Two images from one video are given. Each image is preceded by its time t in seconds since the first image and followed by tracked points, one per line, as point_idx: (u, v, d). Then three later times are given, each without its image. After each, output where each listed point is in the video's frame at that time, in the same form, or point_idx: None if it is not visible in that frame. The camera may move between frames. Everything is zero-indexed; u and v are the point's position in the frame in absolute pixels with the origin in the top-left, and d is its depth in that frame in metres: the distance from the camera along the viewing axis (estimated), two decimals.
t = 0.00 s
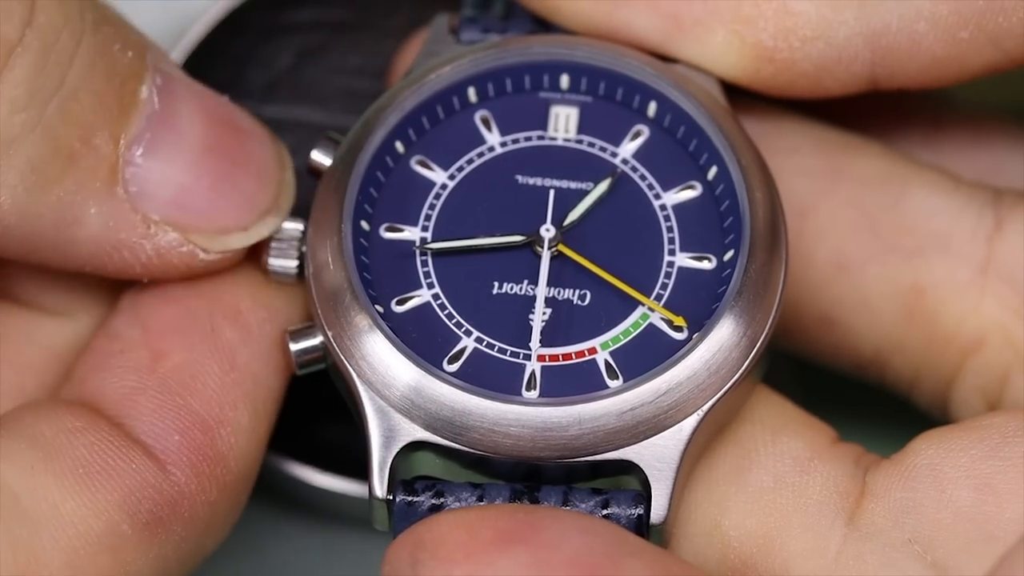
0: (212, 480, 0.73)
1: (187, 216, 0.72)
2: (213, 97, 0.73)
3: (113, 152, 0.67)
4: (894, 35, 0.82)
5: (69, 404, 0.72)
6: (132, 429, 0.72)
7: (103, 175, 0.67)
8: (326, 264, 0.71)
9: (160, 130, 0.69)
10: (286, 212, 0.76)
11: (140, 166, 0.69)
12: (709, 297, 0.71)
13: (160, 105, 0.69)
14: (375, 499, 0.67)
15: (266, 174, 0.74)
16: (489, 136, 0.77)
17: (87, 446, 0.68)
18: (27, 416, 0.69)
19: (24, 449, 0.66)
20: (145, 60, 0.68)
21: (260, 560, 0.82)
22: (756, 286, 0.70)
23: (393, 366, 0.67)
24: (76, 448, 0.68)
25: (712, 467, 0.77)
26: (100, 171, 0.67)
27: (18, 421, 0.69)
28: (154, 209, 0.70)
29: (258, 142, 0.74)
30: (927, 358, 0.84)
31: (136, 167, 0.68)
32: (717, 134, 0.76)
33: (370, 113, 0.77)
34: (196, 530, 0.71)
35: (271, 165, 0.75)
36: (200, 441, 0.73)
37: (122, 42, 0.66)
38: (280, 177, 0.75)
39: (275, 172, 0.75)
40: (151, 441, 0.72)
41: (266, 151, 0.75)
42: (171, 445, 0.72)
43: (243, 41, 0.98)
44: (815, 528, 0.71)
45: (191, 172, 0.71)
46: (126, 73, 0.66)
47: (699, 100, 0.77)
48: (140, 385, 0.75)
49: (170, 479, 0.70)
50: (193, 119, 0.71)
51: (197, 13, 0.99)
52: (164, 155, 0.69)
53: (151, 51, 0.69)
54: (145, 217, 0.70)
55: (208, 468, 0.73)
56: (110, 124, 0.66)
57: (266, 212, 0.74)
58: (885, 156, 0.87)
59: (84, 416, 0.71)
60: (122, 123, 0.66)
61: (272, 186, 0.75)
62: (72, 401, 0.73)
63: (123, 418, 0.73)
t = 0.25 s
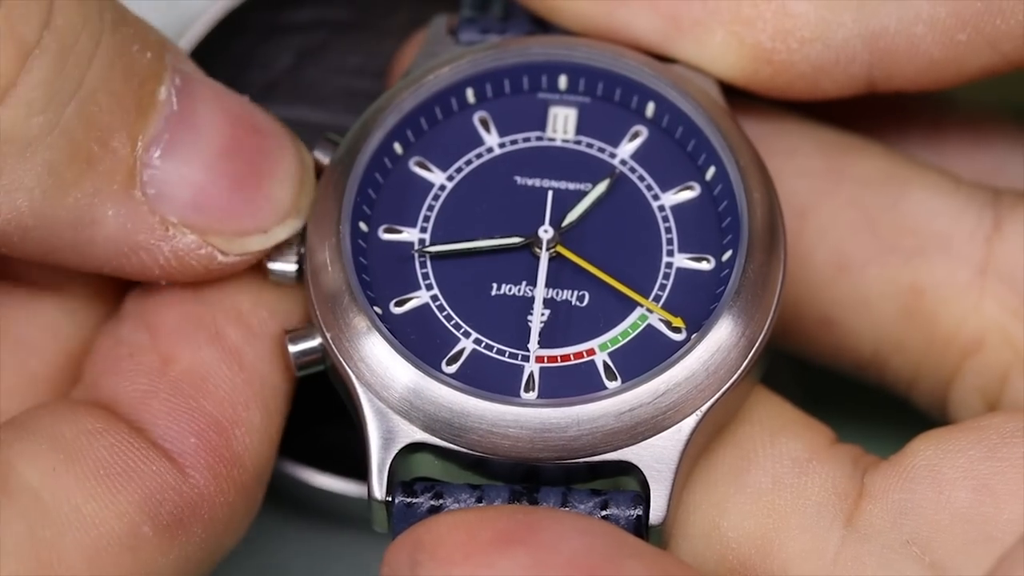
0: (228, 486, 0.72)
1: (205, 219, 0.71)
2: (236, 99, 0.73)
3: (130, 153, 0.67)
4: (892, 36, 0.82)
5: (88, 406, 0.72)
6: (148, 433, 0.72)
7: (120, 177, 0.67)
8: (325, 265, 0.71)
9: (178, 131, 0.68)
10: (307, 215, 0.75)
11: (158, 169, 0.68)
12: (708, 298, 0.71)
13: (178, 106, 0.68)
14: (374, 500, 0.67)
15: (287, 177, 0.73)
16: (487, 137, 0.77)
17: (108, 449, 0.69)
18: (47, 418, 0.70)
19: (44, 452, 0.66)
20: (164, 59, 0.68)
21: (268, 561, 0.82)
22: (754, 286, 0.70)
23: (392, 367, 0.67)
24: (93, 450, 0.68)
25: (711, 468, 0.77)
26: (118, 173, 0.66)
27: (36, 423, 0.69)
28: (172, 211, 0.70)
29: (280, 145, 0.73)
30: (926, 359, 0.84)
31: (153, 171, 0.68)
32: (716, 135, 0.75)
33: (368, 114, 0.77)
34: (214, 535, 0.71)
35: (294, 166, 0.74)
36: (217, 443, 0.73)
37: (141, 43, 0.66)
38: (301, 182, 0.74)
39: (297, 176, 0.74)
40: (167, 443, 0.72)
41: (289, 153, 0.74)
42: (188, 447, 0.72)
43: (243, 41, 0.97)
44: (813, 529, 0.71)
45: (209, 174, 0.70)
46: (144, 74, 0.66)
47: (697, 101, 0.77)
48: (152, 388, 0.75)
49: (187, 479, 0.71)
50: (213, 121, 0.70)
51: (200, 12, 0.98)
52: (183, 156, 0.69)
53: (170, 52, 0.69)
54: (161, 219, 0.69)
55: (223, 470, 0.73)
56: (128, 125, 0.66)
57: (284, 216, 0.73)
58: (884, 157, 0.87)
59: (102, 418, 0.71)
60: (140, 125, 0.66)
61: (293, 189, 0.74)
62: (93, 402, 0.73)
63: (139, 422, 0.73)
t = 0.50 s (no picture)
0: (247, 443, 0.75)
1: (201, 222, 0.69)
2: (237, 101, 0.70)
3: (128, 155, 0.65)
4: (894, 37, 0.82)
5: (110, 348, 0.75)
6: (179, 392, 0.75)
7: (116, 178, 0.65)
8: (326, 266, 0.71)
9: (178, 134, 0.66)
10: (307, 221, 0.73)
11: (156, 170, 0.66)
12: (709, 298, 0.71)
13: (179, 109, 0.66)
14: (376, 500, 0.67)
15: (287, 179, 0.72)
16: (488, 138, 0.78)
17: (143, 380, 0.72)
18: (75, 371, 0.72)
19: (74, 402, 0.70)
20: (168, 62, 0.65)
21: (258, 560, 0.82)
22: (755, 287, 0.70)
23: (393, 368, 0.67)
24: (108, 410, 0.70)
25: (712, 468, 0.77)
26: (115, 175, 0.65)
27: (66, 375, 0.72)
28: (167, 214, 0.68)
29: (280, 146, 0.71)
30: (926, 359, 0.84)
31: (151, 172, 0.66)
32: (717, 136, 0.76)
33: (369, 115, 0.77)
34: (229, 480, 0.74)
35: (295, 169, 0.72)
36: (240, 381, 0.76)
37: (145, 43, 0.64)
38: (301, 187, 0.73)
39: (297, 178, 0.72)
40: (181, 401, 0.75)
41: (290, 159, 0.72)
42: (203, 402, 0.75)
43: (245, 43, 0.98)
44: (814, 529, 0.71)
45: (209, 177, 0.68)
46: (146, 76, 0.64)
47: (698, 102, 0.77)
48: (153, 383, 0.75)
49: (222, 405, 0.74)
50: (213, 126, 0.68)
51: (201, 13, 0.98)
52: (181, 161, 0.67)
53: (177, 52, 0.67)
54: (156, 221, 0.68)
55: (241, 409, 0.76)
56: (126, 128, 0.64)
57: (281, 225, 0.72)
58: (885, 157, 0.87)
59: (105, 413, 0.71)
60: (140, 127, 0.64)
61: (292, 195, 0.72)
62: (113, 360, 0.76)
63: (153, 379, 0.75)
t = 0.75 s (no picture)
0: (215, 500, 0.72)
1: (199, 201, 0.72)
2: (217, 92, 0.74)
3: (124, 137, 0.67)
4: (894, 37, 0.82)
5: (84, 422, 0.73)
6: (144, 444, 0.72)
7: (116, 160, 0.67)
8: (327, 265, 0.71)
9: (169, 119, 0.69)
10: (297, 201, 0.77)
11: (151, 152, 0.69)
12: (709, 297, 0.71)
13: (166, 94, 0.69)
14: (377, 499, 0.67)
15: (273, 159, 0.76)
16: (489, 137, 0.77)
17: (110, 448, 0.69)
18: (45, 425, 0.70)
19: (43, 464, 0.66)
20: (151, 57, 0.68)
21: (255, 556, 0.82)
22: (756, 286, 0.70)
23: (394, 367, 0.67)
24: (80, 463, 0.67)
25: (713, 467, 0.77)
26: (113, 155, 0.67)
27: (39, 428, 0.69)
28: (166, 195, 0.71)
29: (262, 130, 0.76)
30: (926, 358, 0.84)
31: (148, 154, 0.69)
32: (718, 134, 0.76)
33: (370, 113, 0.77)
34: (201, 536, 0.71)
35: (279, 151, 0.76)
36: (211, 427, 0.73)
37: (127, 34, 0.66)
38: (286, 168, 0.77)
39: (281, 159, 0.76)
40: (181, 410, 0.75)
41: (271, 144, 0.76)
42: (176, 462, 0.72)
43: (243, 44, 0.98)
44: (815, 528, 0.71)
45: (202, 159, 0.71)
46: (135, 65, 0.67)
47: (699, 101, 0.77)
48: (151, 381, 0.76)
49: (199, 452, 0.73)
50: (201, 112, 0.71)
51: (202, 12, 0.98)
52: (174, 143, 0.70)
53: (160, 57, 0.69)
54: (156, 203, 0.70)
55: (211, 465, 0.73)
56: (121, 111, 0.66)
57: (276, 200, 0.75)
58: (885, 156, 0.87)
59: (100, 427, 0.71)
60: (133, 111, 0.67)
61: (280, 173, 0.76)
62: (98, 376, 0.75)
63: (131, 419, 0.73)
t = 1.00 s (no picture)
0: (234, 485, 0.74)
1: (193, 261, 0.66)
2: (224, 127, 0.67)
3: (115, 191, 0.62)
4: (894, 36, 0.82)
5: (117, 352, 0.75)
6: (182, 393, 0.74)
7: (102, 215, 0.63)
8: (326, 266, 0.71)
9: (164, 169, 0.63)
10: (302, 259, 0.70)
11: (142, 208, 0.63)
12: (708, 298, 0.71)
13: (169, 145, 0.63)
14: (376, 500, 0.67)
15: (278, 218, 0.68)
16: (488, 138, 0.78)
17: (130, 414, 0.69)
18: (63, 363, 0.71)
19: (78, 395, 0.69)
20: (158, 93, 0.63)
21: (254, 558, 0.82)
22: (755, 286, 0.70)
23: (393, 368, 0.67)
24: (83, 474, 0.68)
25: (712, 468, 0.77)
26: (102, 210, 0.62)
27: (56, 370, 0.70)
28: (156, 251, 0.65)
29: (269, 194, 0.67)
30: (926, 358, 0.84)
31: (139, 210, 0.64)
32: (717, 134, 0.76)
33: (369, 115, 0.77)
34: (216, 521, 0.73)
35: (287, 207, 0.68)
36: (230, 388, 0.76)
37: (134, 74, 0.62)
38: (290, 245, 0.69)
39: (291, 221, 0.68)
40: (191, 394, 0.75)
41: (284, 212, 0.68)
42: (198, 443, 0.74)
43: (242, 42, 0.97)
44: (814, 529, 0.71)
45: (198, 211, 0.64)
46: (133, 111, 0.62)
47: (698, 101, 0.77)
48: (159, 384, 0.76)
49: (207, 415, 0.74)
50: (201, 156, 0.65)
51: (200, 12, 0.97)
52: (170, 195, 0.64)
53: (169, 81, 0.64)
54: (144, 259, 0.65)
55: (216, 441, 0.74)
56: (112, 163, 0.62)
57: (275, 260, 0.68)
58: (885, 156, 0.87)
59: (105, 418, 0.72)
60: (127, 161, 0.62)
61: (286, 232, 0.68)
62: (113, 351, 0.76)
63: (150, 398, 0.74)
